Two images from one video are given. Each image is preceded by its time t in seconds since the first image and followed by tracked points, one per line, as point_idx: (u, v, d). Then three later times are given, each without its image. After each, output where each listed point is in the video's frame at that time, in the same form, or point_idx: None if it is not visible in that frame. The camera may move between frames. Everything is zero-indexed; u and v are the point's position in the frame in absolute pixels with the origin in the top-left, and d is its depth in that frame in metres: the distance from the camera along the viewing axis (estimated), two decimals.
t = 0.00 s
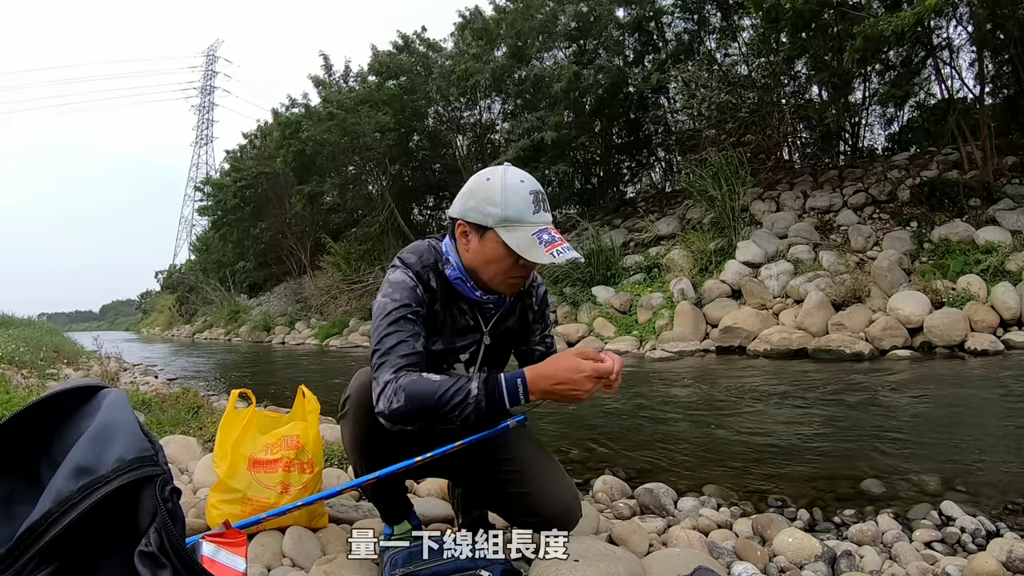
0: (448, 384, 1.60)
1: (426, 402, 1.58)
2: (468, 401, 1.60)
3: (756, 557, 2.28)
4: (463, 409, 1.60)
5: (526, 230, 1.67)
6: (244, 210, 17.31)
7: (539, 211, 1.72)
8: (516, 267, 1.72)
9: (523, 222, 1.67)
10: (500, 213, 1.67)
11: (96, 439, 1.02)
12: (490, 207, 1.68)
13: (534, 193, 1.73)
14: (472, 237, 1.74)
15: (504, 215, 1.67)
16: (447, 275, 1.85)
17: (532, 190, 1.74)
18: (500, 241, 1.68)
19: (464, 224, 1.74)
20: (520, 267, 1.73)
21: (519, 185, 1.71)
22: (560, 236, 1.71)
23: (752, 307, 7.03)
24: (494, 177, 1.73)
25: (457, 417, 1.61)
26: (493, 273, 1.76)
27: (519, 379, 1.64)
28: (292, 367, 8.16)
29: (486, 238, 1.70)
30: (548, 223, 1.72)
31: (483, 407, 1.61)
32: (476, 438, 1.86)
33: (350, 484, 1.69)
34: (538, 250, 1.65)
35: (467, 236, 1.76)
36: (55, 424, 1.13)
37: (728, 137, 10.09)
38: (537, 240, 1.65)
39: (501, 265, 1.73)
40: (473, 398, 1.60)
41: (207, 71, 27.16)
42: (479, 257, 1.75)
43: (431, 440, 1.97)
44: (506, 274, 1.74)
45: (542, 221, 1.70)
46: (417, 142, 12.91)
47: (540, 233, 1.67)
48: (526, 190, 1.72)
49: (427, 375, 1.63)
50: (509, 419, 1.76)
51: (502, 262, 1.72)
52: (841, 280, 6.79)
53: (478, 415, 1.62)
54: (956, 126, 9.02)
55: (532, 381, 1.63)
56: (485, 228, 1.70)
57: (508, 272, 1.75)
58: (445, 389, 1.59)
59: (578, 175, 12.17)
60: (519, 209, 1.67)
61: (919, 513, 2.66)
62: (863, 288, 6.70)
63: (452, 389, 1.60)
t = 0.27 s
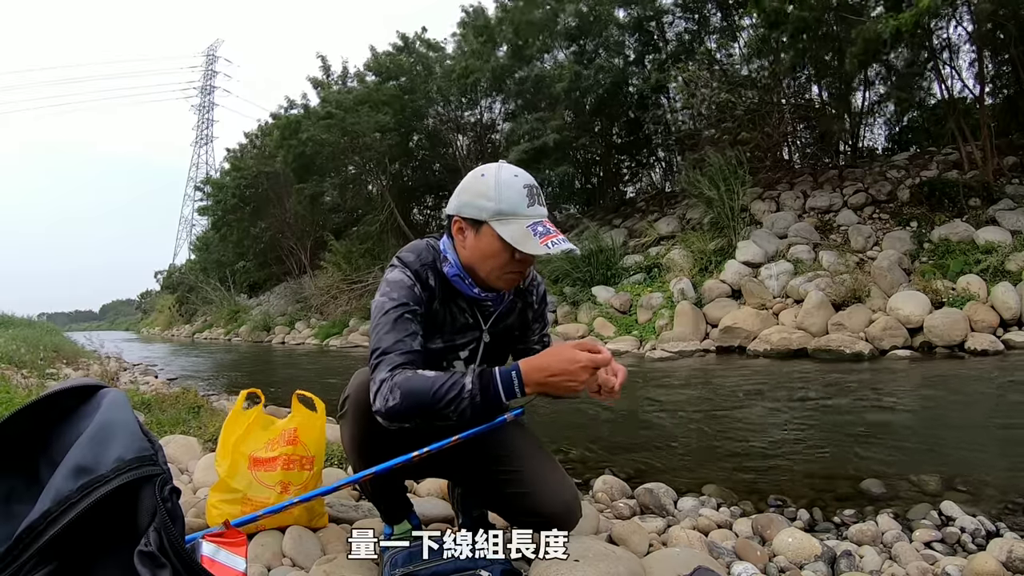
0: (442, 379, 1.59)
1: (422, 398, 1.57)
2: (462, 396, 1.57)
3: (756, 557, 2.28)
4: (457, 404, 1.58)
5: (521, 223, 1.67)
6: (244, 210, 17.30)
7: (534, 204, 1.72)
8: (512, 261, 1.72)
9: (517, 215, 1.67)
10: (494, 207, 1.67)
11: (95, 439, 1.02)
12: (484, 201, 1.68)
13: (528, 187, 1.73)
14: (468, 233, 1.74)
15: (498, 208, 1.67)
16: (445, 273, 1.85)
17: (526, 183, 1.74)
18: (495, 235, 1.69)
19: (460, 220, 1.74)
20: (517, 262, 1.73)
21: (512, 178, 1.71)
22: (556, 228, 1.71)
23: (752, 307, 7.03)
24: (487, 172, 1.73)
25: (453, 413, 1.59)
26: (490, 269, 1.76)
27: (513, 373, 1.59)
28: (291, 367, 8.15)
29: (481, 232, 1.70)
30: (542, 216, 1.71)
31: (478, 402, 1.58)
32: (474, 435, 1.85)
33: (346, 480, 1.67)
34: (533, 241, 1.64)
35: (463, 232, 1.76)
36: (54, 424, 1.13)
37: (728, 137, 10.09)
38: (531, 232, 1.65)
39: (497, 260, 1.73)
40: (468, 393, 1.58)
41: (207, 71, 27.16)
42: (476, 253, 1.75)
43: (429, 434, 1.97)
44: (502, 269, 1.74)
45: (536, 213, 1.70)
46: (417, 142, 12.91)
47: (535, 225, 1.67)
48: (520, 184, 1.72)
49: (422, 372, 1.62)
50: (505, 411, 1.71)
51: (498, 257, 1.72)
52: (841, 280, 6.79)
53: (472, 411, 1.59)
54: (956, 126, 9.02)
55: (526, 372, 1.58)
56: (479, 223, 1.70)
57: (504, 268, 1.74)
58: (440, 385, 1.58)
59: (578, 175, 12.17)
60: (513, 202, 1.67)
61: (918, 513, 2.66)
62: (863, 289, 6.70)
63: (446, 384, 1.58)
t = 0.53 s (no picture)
0: (440, 373, 1.58)
1: (420, 393, 1.57)
2: (459, 390, 1.57)
3: (756, 557, 2.27)
4: (455, 398, 1.58)
5: (516, 215, 1.68)
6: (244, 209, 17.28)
7: (528, 197, 1.74)
8: (510, 254, 1.71)
9: (512, 208, 1.68)
10: (489, 200, 1.68)
11: (94, 438, 1.02)
12: (480, 195, 1.69)
13: (523, 180, 1.75)
14: (464, 228, 1.75)
15: (494, 201, 1.68)
16: (443, 269, 1.84)
17: (521, 177, 1.75)
18: (492, 227, 1.69)
19: (456, 216, 1.75)
20: (514, 255, 1.72)
21: (506, 173, 1.72)
22: (551, 221, 1.72)
23: (753, 307, 7.02)
24: (482, 168, 1.75)
25: (451, 407, 1.59)
26: (488, 263, 1.75)
27: (510, 366, 1.60)
28: (291, 367, 8.13)
29: (478, 227, 1.71)
30: (537, 208, 1.73)
31: (475, 395, 1.58)
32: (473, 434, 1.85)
33: (345, 475, 1.67)
34: (528, 232, 1.65)
35: (460, 228, 1.77)
36: (52, 422, 1.12)
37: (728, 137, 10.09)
38: (526, 224, 1.66)
39: (493, 254, 1.72)
40: (465, 386, 1.58)
41: (207, 71, 27.15)
42: (472, 248, 1.75)
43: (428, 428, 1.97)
44: (499, 263, 1.73)
45: (531, 205, 1.71)
46: (417, 142, 12.90)
47: (530, 217, 1.68)
48: (514, 178, 1.73)
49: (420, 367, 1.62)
50: (502, 406, 1.69)
51: (494, 251, 1.72)
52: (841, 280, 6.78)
53: (470, 405, 1.59)
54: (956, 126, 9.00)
55: (522, 366, 1.58)
56: (476, 217, 1.71)
57: (502, 262, 1.73)
58: (438, 379, 1.57)
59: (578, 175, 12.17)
60: (508, 195, 1.69)
61: (919, 513, 2.65)
62: (863, 288, 6.70)
63: (443, 378, 1.58)
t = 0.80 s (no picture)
0: (439, 370, 1.58)
1: (419, 389, 1.57)
2: (458, 384, 1.56)
3: (756, 557, 2.28)
4: (455, 393, 1.57)
5: (511, 211, 1.68)
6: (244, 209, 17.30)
7: (523, 192, 1.74)
8: (506, 250, 1.72)
9: (507, 203, 1.69)
10: (483, 196, 1.69)
11: (95, 438, 1.02)
12: (475, 192, 1.70)
13: (517, 176, 1.75)
14: (461, 225, 1.75)
15: (488, 198, 1.69)
16: (441, 267, 1.84)
17: (515, 173, 1.76)
18: (487, 223, 1.69)
19: (453, 213, 1.76)
20: (510, 251, 1.72)
21: (501, 169, 1.73)
22: (547, 215, 1.72)
23: (753, 307, 7.02)
24: (478, 165, 1.76)
25: (451, 403, 1.58)
26: (484, 259, 1.75)
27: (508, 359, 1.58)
28: (291, 367, 8.13)
29: (473, 223, 1.72)
30: (532, 204, 1.73)
31: (474, 390, 1.56)
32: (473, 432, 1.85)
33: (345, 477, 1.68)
34: (523, 226, 1.66)
35: (457, 225, 1.77)
36: (52, 423, 1.13)
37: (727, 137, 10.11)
38: (521, 219, 1.66)
39: (490, 250, 1.72)
40: (463, 381, 1.57)
41: (207, 71, 27.17)
42: (469, 245, 1.75)
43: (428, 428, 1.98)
44: (495, 259, 1.74)
45: (526, 201, 1.71)
46: (417, 142, 12.89)
47: (525, 212, 1.68)
48: (509, 174, 1.74)
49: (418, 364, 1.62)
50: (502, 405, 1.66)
51: (490, 247, 1.72)
52: (841, 280, 6.79)
53: (469, 401, 1.58)
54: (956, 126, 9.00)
55: (520, 359, 1.57)
56: (471, 214, 1.71)
57: (499, 257, 1.74)
58: (437, 374, 1.57)
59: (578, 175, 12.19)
60: (502, 190, 1.69)
61: (918, 513, 2.66)
62: (863, 289, 6.71)
63: (442, 374, 1.57)
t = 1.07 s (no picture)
0: (466, 340, 1.57)
1: (443, 356, 1.55)
2: (482, 355, 1.54)
3: (756, 557, 2.28)
4: (480, 362, 1.54)
5: (502, 205, 1.68)
6: (244, 209, 17.30)
7: (518, 187, 1.73)
8: (498, 244, 1.72)
9: (499, 197, 1.68)
10: (476, 189, 1.69)
11: (96, 439, 1.02)
12: (468, 185, 1.71)
13: (513, 170, 1.74)
14: (456, 217, 1.77)
15: (481, 191, 1.69)
16: (439, 257, 1.86)
17: (512, 167, 1.75)
18: (479, 217, 1.70)
19: (448, 205, 1.77)
20: (502, 244, 1.72)
21: (495, 162, 1.72)
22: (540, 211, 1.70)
23: (752, 307, 7.02)
24: (474, 158, 1.76)
25: (474, 374, 1.56)
26: (478, 252, 1.76)
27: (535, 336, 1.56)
28: (291, 367, 8.13)
29: (467, 216, 1.73)
30: (526, 198, 1.71)
31: (499, 359, 1.54)
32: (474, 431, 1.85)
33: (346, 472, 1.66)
34: (512, 222, 1.65)
35: (453, 217, 1.79)
36: (53, 423, 1.13)
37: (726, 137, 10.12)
38: (511, 213, 1.66)
39: (482, 243, 1.73)
40: (489, 351, 1.55)
41: (207, 71, 27.18)
42: (463, 236, 1.77)
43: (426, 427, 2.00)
44: (487, 253, 1.75)
45: (519, 195, 1.70)
46: (416, 142, 12.89)
47: (516, 207, 1.67)
48: (504, 168, 1.73)
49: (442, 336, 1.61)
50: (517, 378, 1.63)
51: (482, 239, 1.73)
52: (841, 280, 6.79)
53: (494, 373, 1.55)
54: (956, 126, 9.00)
55: (546, 332, 1.56)
56: (465, 206, 1.72)
57: (491, 251, 1.74)
58: (463, 343, 1.56)
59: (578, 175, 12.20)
60: (495, 184, 1.69)
61: (918, 513, 2.66)
62: (863, 289, 6.71)
63: (468, 343, 1.56)
